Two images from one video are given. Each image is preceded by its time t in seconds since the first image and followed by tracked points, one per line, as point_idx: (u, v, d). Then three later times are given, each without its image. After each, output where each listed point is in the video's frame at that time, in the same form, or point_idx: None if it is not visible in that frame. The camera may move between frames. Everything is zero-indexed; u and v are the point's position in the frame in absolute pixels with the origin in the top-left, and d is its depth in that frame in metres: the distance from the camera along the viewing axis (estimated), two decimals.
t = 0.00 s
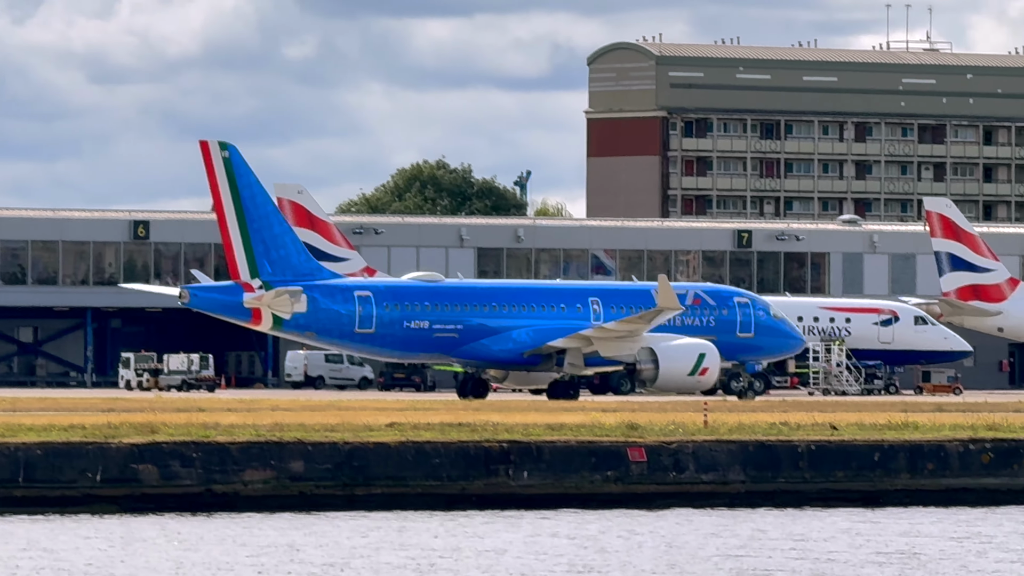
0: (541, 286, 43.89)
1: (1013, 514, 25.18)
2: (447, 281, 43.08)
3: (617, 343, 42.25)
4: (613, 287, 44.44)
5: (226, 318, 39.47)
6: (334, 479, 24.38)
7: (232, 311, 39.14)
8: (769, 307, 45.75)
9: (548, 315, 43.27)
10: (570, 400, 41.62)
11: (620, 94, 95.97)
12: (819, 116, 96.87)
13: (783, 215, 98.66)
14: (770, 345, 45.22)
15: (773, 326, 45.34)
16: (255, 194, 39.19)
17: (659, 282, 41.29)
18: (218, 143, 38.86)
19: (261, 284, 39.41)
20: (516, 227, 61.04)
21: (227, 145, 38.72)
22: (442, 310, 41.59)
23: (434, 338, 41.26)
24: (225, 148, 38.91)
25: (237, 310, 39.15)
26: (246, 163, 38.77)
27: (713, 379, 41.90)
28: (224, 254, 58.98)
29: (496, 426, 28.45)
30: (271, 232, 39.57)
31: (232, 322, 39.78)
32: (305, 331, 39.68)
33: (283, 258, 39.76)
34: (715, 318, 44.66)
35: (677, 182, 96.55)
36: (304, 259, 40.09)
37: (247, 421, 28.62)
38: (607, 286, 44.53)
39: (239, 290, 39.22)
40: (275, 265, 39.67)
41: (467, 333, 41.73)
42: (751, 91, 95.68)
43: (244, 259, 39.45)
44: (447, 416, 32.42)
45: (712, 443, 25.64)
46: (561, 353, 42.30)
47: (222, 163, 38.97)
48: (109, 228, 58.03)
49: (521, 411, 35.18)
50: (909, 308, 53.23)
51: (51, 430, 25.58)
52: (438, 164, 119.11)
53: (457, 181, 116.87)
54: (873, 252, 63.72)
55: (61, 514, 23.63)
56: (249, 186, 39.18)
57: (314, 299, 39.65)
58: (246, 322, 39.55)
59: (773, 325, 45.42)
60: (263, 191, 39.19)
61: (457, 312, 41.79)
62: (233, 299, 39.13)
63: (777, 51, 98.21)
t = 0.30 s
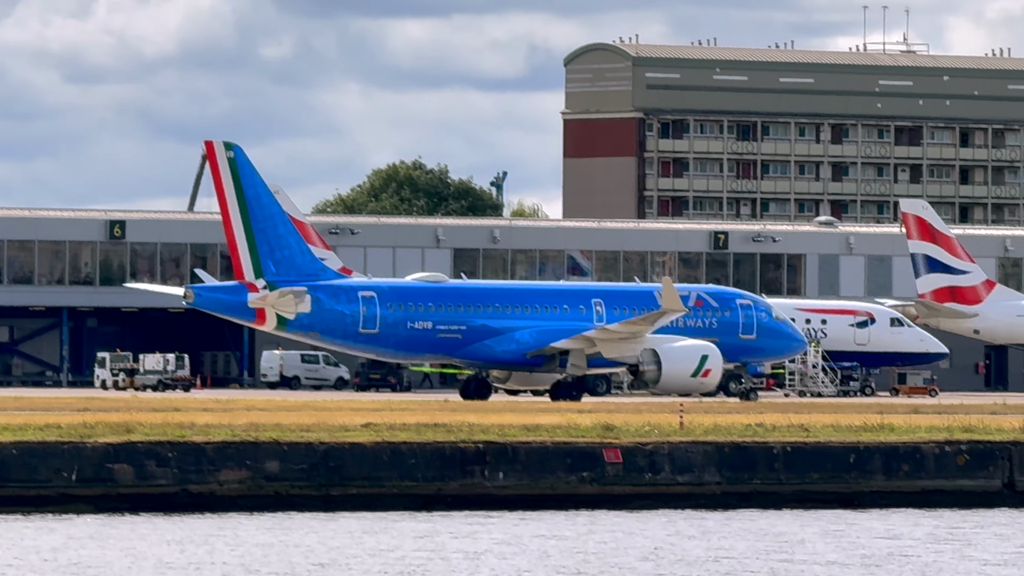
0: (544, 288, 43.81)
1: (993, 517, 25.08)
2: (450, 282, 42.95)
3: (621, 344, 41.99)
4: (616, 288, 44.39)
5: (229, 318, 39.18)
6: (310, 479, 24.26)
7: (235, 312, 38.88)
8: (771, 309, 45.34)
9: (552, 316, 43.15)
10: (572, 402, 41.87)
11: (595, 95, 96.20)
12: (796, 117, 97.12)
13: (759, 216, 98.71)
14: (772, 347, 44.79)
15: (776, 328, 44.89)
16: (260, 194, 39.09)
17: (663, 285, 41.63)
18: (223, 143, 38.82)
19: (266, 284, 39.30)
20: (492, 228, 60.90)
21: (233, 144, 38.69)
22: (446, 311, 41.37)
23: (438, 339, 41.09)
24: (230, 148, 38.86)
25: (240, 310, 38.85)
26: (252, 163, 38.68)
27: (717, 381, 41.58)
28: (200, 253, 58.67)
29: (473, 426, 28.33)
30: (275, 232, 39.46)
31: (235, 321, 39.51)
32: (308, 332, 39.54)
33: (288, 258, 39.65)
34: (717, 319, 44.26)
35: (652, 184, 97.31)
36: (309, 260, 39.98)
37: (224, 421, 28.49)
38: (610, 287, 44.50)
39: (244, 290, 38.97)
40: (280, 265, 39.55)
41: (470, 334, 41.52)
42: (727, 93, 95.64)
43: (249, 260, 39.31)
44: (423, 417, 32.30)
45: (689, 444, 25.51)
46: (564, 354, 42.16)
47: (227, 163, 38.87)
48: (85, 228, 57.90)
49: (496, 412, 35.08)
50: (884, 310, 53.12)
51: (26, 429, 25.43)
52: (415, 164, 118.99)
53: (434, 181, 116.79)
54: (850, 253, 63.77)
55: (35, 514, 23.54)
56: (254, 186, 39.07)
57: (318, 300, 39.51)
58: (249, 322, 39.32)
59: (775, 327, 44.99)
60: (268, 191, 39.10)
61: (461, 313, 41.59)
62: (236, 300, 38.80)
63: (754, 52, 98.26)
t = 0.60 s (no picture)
0: (551, 289, 43.71)
1: (973, 520, 25.06)
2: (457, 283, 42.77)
3: (627, 347, 41.83)
4: (623, 290, 44.25)
5: (237, 319, 39.38)
6: (288, 480, 24.20)
7: (243, 313, 39.06)
8: (776, 312, 45.31)
9: (559, 318, 43.06)
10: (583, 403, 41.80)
11: (575, 96, 96.28)
12: (776, 120, 97.24)
13: (739, 219, 99.22)
14: (777, 350, 44.79)
15: (780, 331, 44.88)
16: (268, 196, 39.29)
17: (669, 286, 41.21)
18: (231, 144, 39.09)
19: (273, 285, 39.39)
20: (472, 228, 60.75)
21: (240, 146, 38.97)
22: (453, 313, 41.26)
23: (445, 340, 41.02)
24: (238, 149, 39.09)
25: (249, 312, 39.05)
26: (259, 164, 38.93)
27: (723, 383, 41.31)
28: (179, 254, 58.48)
29: (451, 428, 28.26)
30: (283, 234, 39.59)
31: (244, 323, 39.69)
32: (316, 333, 39.66)
33: (295, 259, 39.79)
34: (723, 321, 44.17)
35: (632, 185, 96.51)
36: (316, 261, 40.12)
37: (203, 422, 28.38)
38: (616, 289, 44.38)
39: (252, 292, 39.20)
40: (287, 266, 39.67)
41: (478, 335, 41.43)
42: (706, 94, 95.91)
43: (257, 261, 39.43)
44: (402, 418, 32.22)
45: (667, 447, 25.44)
46: (570, 356, 41.99)
47: (235, 164, 39.15)
48: (64, 228, 57.73)
49: (475, 413, 35.01)
50: (864, 313, 53.08)
51: (4, 429, 25.34)
52: (395, 165, 118.87)
53: (414, 183, 116.64)
54: (829, 256, 63.81)
55: (14, 514, 23.48)
56: (262, 188, 39.29)
57: (326, 301, 39.60)
58: (257, 323, 39.52)
59: (779, 330, 44.98)
60: (276, 192, 39.30)
61: (469, 314, 41.49)
62: (244, 300, 39.06)
63: (734, 54, 98.39)
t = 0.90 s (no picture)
0: (562, 290, 43.78)
1: (956, 521, 25.05)
2: (467, 284, 42.82)
3: (637, 348, 41.96)
4: (633, 291, 44.33)
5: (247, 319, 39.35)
6: (271, 480, 24.18)
7: (254, 313, 39.01)
8: (787, 313, 45.31)
9: (569, 319, 43.16)
10: (590, 403, 41.96)
11: (558, 97, 96.57)
12: (759, 121, 97.43)
13: (721, 219, 99.01)
14: (787, 351, 44.72)
15: (791, 332, 44.87)
16: (278, 196, 39.85)
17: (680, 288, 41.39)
18: (242, 145, 40.03)
19: (284, 285, 39.55)
20: (455, 229, 60.74)
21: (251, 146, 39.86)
22: (463, 314, 41.33)
23: (455, 341, 41.09)
24: (250, 150, 40.05)
25: (260, 312, 39.02)
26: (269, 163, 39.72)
27: (731, 384, 41.32)
28: (162, 253, 58.36)
29: (433, 428, 28.20)
30: (294, 234, 39.93)
31: (255, 323, 39.64)
32: (327, 333, 39.70)
33: (306, 260, 40.06)
34: (732, 323, 44.19)
35: (615, 186, 97.33)
36: (326, 261, 40.37)
37: (185, 421, 28.30)
38: (626, 290, 44.46)
39: (263, 292, 39.18)
40: (297, 267, 39.92)
41: (487, 336, 41.54)
42: (689, 96, 96.21)
43: (268, 261, 39.64)
44: (383, 418, 32.15)
45: (649, 448, 25.38)
46: (580, 356, 42.28)
47: (246, 165, 40.05)
48: (46, 227, 57.67)
49: (457, 414, 34.99)
50: (847, 316, 53.20)
51: None
52: (378, 166, 118.79)
53: (396, 183, 116.58)
54: (812, 257, 63.83)
55: None
56: (274, 189, 39.93)
57: (336, 301, 39.65)
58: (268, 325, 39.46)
59: (789, 331, 44.97)
60: (286, 192, 39.87)
61: (478, 315, 41.56)
62: (255, 301, 39.01)
63: (717, 55, 98.60)
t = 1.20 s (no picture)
0: (574, 292, 43.91)
1: (941, 523, 25.09)
2: (479, 285, 42.93)
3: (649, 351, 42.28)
4: (645, 294, 44.31)
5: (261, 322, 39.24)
6: (255, 480, 24.12)
7: (266, 314, 38.87)
8: (797, 315, 45.36)
9: (581, 320, 43.29)
10: (603, 405, 42.08)
11: (544, 98, 96.85)
12: (744, 122, 97.35)
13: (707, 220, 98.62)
14: (798, 353, 44.81)
15: (801, 334, 44.94)
16: (292, 197, 39.64)
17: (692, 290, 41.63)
18: (257, 146, 39.66)
19: (298, 286, 39.42)
20: (440, 229, 60.71)
21: (266, 147, 39.51)
22: (476, 315, 41.39)
23: (468, 342, 41.16)
24: (264, 151, 39.66)
25: (273, 313, 38.86)
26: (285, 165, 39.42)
27: (744, 386, 41.58)
28: (147, 253, 58.11)
29: (417, 428, 28.15)
30: (308, 235, 39.76)
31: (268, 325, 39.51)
32: (340, 334, 39.64)
33: (319, 261, 39.91)
34: (744, 325, 44.19)
35: (600, 187, 97.47)
36: (340, 263, 40.26)
37: (170, 421, 28.24)
38: (638, 292, 44.48)
39: (277, 293, 38.99)
40: (311, 268, 39.78)
41: (500, 337, 41.64)
42: (675, 97, 96.43)
43: (281, 262, 39.52)
44: (369, 418, 32.07)
45: (634, 449, 25.34)
46: (592, 358, 42.54)
47: (260, 166, 39.65)
48: (31, 227, 57.58)
49: (442, 414, 34.96)
50: (833, 317, 53.17)
51: None
52: (363, 166, 118.72)
53: (382, 184, 116.51)
54: (797, 259, 63.61)
55: None
56: (287, 190, 39.68)
57: (349, 303, 39.61)
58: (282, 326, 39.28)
59: (800, 333, 45.03)
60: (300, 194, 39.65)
61: (491, 316, 41.63)
62: (269, 301, 38.85)
63: (703, 57, 98.84)
